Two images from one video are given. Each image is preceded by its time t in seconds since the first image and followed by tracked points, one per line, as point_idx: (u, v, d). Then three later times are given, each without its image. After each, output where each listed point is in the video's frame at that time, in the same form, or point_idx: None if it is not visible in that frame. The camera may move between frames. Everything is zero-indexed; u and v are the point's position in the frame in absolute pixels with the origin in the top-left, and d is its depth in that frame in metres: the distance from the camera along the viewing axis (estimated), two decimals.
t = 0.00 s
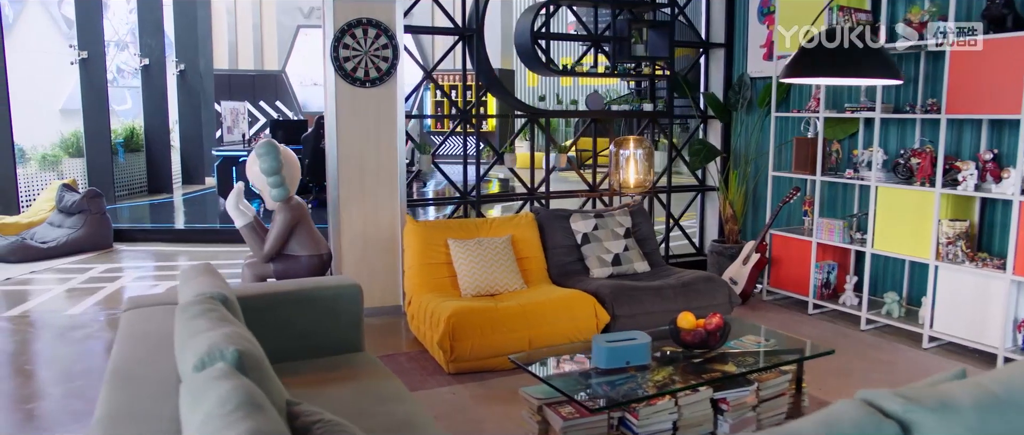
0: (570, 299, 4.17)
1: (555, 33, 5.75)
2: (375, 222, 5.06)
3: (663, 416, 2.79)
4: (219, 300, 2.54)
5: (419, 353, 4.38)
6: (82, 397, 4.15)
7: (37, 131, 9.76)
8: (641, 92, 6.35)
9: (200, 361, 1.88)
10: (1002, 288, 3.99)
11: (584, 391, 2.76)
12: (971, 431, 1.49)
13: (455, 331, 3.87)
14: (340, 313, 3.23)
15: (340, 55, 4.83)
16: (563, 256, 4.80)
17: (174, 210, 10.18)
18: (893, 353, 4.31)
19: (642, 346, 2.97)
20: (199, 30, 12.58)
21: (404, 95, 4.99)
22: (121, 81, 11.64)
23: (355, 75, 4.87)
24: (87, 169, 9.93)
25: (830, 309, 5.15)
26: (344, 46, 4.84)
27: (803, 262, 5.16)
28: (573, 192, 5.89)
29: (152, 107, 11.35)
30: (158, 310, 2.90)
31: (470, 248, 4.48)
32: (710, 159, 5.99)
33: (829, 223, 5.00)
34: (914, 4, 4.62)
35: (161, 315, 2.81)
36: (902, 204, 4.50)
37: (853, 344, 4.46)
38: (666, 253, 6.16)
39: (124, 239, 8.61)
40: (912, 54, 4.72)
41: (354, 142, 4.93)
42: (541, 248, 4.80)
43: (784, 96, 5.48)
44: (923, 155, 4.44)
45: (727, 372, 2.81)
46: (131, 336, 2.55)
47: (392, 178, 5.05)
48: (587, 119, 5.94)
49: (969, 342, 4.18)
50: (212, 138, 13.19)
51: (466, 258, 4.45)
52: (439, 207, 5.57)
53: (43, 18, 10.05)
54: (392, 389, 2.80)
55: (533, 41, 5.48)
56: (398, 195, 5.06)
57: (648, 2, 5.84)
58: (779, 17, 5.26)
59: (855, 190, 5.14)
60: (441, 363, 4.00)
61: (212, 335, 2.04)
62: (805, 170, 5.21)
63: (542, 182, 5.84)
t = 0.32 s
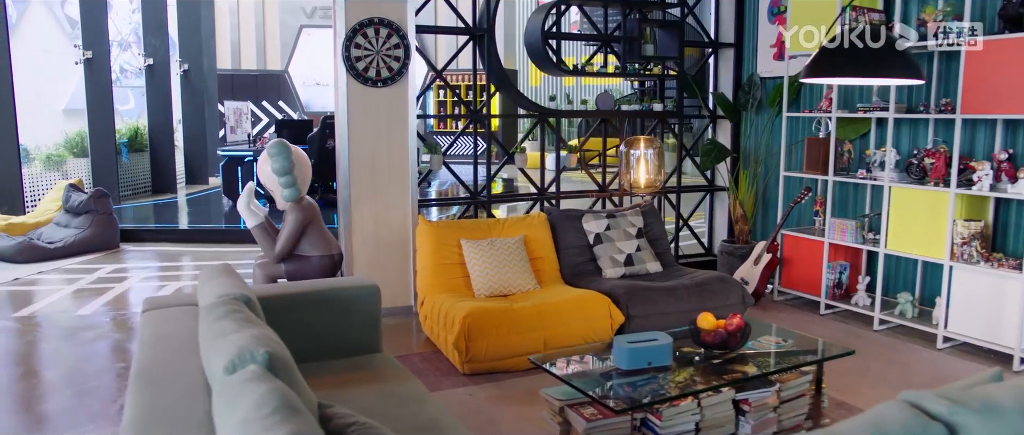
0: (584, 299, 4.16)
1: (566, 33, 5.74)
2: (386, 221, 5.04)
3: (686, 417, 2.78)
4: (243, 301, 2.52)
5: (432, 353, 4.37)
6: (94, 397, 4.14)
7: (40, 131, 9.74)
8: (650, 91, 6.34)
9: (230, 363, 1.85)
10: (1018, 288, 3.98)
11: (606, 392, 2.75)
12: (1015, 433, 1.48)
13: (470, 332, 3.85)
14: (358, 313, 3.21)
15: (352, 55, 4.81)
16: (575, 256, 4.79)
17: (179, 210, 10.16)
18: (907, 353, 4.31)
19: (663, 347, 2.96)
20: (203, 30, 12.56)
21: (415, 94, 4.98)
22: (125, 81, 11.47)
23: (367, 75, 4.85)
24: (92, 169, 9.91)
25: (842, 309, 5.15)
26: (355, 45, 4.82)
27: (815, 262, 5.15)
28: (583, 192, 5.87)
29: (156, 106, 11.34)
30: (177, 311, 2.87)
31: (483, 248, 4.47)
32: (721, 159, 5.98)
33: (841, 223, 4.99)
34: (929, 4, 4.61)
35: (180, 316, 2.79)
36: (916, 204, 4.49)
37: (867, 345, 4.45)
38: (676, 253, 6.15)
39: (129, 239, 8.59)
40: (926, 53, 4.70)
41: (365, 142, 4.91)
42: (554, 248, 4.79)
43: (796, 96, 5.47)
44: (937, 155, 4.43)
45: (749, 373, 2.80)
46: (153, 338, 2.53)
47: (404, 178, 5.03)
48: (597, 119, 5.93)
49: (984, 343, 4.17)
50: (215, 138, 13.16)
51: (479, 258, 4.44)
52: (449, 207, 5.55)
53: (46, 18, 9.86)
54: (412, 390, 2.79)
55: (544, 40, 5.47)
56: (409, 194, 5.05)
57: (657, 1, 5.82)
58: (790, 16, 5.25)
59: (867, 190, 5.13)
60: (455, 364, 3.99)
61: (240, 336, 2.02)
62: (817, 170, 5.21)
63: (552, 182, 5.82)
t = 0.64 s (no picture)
0: (599, 299, 4.15)
1: (576, 32, 5.73)
2: (397, 222, 5.03)
3: (709, 418, 2.77)
4: (267, 303, 2.51)
5: (446, 354, 4.36)
6: (107, 398, 4.13)
7: (43, 130, 9.58)
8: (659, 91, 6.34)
9: (261, 365, 1.83)
10: None
11: (630, 393, 2.74)
12: None
13: (485, 332, 3.84)
14: (376, 314, 3.19)
15: (363, 54, 4.79)
16: (587, 256, 4.78)
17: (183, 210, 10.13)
18: (922, 354, 4.30)
19: (686, 347, 2.95)
20: (206, 30, 12.55)
21: (427, 94, 4.96)
22: (128, 81, 11.49)
23: (379, 74, 4.84)
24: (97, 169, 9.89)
25: (854, 309, 5.14)
26: (367, 45, 4.80)
27: (826, 262, 5.14)
28: (593, 192, 5.86)
29: (160, 106, 11.33)
30: (197, 312, 2.85)
31: (496, 248, 4.46)
32: (731, 159, 5.97)
33: (854, 223, 4.97)
34: (942, 5, 4.60)
35: (200, 318, 2.76)
36: (929, 204, 4.48)
37: (881, 345, 4.44)
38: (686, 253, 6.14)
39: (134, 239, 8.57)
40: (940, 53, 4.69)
41: (377, 142, 4.90)
42: (566, 249, 4.78)
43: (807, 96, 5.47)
44: (951, 155, 4.43)
45: (772, 374, 2.79)
46: (175, 339, 2.51)
47: (415, 178, 5.02)
48: (607, 119, 5.92)
49: (998, 343, 4.16)
50: (219, 138, 13.14)
51: (492, 258, 4.43)
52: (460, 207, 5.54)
53: (49, 17, 9.82)
54: (434, 392, 2.77)
55: (555, 40, 5.46)
56: (420, 195, 5.04)
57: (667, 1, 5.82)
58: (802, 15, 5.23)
59: (879, 190, 5.12)
60: (470, 365, 3.98)
61: (271, 338, 2.00)
62: (828, 170, 5.20)
63: (562, 182, 5.80)
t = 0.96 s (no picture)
0: (614, 300, 4.14)
1: (586, 32, 5.72)
2: (409, 222, 5.01)
3: (732, 419, 2.76)
4: (291, 303, 2.50)
5: (459, 354, 4.35)
6: (118, 400, 4.11)
7: (49, 131, 9.63)
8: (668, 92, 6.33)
9: (292, 368, 1.82)
10: None
11: (651, 395, 2.73)
12: None
13: (501, 332, 3.82)
14: (395, 314, 3.18)
15: (375, 54, 4.78)
16: (600, 256, 4.77)
17: (187, 210, 10.11)
18: (936, 354, 4.29)
19: (707, 348, 2.94)
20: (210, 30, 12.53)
21: (438, 94, 4.95)
22: (131, 81, 11.44)
23: (391, 74, 4.82)
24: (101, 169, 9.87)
25: (865, 310, 5.13)
26: (379, 45, 4.79)
27: (838, 263, 5.13)
28: (602, 192, 5.85)
29: (164, 106, 11.32)
30: (217, 313, 2.84)
31: (509, 249, 4.45)
32: (741, 159, 5.96)
33: (866, 223, 4.96)
34: (956, 5, 4.59)
35: (219, 320, 2.74)
36: (942, 204, 4.47)
37: (895, 345, 4.43)
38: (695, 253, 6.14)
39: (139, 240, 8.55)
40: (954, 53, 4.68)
41: (388, 142, 4.88)
42: (579, 249, 4.77)
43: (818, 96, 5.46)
44: (965, 155, 4.42)
45: (794, 375, 2.78)
46: (197, 341, 2.49)
47: (426, 178, 5.01)
48: (617, 120, 5.91)
49: (1013, 343, 4.15)
50: (221, 138, 13.12)
51: (505, 258, 4.41)
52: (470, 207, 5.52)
53: (51, 17, 9.78)
54: (456, 393, 2.76)
55: (566, 40, 5.45)
56: (432, 195, 5.02)
57: (677, 1, 5.82)
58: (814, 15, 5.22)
59: (890, 190, 5.10)
60: (485, 365, 3.97)
61: (300, 340, 1.98)
62: (840, 170, 5.20)
63: (572, 182, 5.79)
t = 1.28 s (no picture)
0: (628, 300, 4.13)
1: (596, 32, 5.71)
2: (420, 222, 5.00)
3: (754, 420, 2.76)
4: (315, 304, 2.48)
5: (473, 355, 4.34)
6: (129, 401, 4.08)
7: (53, 131, 9.63)
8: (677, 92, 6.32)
9: (323, 370, 1.80)
10: None
11: (673, 396, 2.73)
12: None
13: (515, 333, 3.81)
14: (414, 315, 3.16)
15: (386, 54, 4.76)
16: (612, 257, 4.76)
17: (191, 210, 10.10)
18: (950, 355, 4.28)
19: (727, 349, 2.93)
20: (213, 29, 12.52)
21: (449, 94, 4.94)
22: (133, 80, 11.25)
23: (402, 74, 4.80)
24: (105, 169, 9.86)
25: (877, 310, 5.12)
26: (390, 44, 4.77)
27: (849, 263, 5.12)
28: (612, 192, 5.84)
29: (168, 106, 11.30)
30: (237, 314, 2.83)
31: (522, 249, 4.44)
32: (751, 159, 5.94)
33: (878, 223, 4.95)
34: (970, 5, 4.57)
35: (239, 321, 2.72)
36: (956, 204, 4.46)
37: (908, 345, 4.42)
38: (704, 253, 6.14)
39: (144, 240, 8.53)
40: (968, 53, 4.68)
41: (399, 142, 4.87)
42: (591, 249, 4.76)
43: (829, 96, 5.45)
44: (979, 155, 4.41)
45: (816, 375, 2.77)
46: (219, 342, 2.48)
47: (437, 178, 4.99)
48: (626, 120, 5.90)
49: None
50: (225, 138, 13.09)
51: (518, 258, 4.40)
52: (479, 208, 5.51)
53: (54, 17, 9.76)
54: (477, 394, 2.75)
55: (576, 40, 5.44)
56: (443, 195, 5.01)
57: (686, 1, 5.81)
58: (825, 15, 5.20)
59: (902, 190, 5.09)
60: (499, 366, 3.96)
61: (328, 341, 1.96)
62: (851, 170, 5.19)
63: (582, 182, 5.78)
